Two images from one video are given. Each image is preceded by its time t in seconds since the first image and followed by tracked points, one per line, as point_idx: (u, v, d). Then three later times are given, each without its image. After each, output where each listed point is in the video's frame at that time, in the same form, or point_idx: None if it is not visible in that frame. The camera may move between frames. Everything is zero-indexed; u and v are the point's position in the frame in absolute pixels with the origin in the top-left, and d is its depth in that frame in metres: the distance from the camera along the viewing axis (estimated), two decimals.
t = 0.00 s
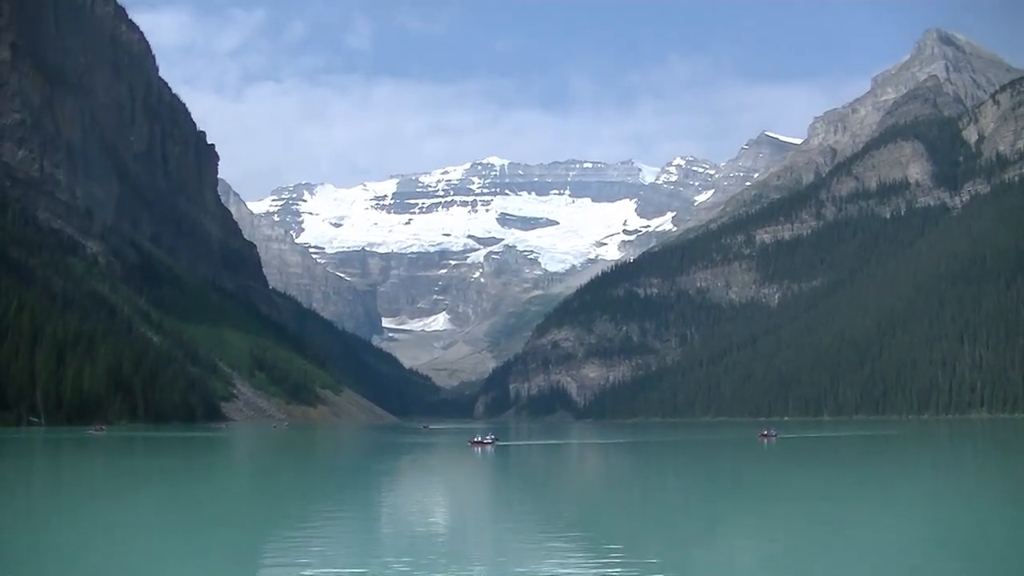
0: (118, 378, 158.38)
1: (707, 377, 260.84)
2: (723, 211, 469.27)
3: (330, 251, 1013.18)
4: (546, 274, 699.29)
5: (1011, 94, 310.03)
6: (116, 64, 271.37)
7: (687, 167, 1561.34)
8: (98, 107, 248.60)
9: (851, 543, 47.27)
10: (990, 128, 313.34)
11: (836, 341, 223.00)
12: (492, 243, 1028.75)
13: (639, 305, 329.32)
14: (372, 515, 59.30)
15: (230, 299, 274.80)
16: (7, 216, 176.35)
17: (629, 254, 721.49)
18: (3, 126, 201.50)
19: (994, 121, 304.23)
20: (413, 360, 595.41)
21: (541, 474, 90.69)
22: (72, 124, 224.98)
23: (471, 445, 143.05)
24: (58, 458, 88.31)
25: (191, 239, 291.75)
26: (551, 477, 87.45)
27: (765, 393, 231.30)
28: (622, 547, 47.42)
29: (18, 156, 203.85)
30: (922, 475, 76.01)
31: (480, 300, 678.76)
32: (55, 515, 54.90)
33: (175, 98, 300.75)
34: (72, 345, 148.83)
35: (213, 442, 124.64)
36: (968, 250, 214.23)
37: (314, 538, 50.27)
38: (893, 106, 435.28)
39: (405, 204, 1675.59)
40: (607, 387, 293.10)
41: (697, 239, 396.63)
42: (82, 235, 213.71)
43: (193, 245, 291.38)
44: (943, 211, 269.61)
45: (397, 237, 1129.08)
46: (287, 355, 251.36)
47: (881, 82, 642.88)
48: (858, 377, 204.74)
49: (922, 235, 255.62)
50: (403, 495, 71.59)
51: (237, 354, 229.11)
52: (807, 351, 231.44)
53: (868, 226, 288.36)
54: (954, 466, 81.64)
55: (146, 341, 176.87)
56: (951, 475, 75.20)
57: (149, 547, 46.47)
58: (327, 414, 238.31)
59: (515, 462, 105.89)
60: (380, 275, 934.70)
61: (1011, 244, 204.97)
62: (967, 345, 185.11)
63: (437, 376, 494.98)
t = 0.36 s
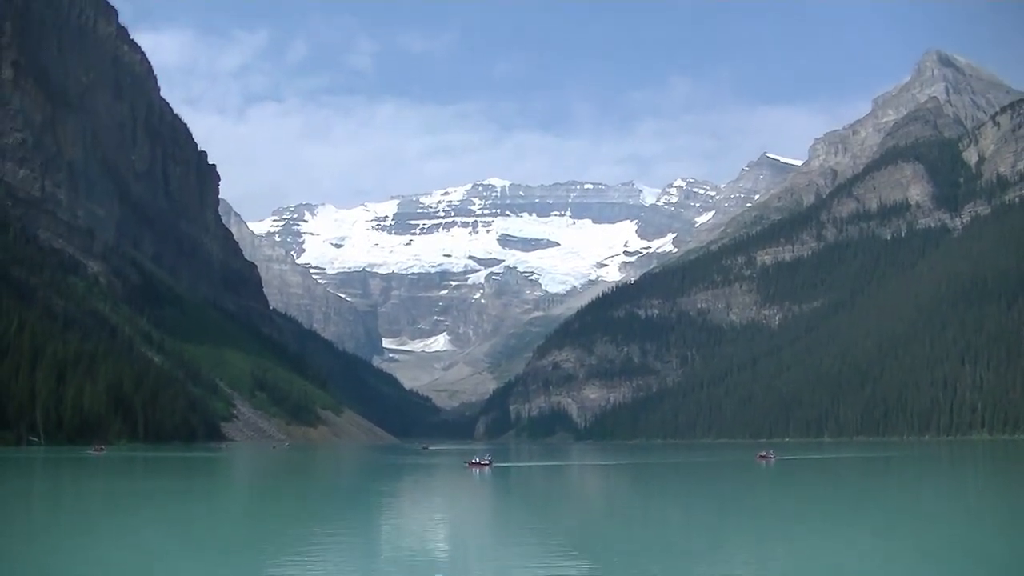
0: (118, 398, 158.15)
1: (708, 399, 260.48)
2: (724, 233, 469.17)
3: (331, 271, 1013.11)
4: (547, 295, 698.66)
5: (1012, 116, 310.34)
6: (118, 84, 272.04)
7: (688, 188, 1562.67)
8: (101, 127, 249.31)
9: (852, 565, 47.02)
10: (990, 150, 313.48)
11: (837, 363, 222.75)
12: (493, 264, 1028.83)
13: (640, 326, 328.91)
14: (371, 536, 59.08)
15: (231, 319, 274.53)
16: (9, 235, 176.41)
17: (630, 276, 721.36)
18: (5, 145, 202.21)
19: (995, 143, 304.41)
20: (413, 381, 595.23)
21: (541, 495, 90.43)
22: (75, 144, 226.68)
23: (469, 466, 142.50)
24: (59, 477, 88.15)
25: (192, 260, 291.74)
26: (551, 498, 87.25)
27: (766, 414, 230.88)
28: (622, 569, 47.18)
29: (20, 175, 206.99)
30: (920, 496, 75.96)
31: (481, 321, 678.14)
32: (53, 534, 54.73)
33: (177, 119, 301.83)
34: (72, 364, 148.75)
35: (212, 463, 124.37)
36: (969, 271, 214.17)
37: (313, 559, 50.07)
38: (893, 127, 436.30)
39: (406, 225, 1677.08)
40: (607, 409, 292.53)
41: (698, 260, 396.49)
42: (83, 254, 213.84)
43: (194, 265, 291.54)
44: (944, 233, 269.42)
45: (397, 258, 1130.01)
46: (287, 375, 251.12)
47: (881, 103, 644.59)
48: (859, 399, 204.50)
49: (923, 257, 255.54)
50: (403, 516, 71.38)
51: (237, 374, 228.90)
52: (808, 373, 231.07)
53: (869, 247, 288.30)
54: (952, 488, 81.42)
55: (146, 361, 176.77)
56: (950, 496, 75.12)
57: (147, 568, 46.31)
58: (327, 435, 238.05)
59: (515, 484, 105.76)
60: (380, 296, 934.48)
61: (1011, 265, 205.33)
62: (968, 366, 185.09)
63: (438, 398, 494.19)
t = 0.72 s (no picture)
0: (118, 416, 158.18)
1: (707, 416, 259.71)
2: (723, 250, 469.21)
3: (330, 289, 1012.27)
4: (546, 313, 697.97)
5: (1010, 132, 310.33)
6: (118, 103, 272.24)
7: (687, 205, 1562.82)
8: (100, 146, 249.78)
9: None
10: (989, 166, 313.13)
11: (836, 379, 222.56)
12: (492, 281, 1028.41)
13: (640, 343, 328.63)
14: (373, 553, 59.50)
15: (230, 337, 274.06)
16: (7, 254, 176.66)
17: (629, 293, 721.41)
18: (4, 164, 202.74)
19: (994, 159, 304.25)
20: (413, 399, 594.47)
21: (540, 514, 90.18)
22: (74, 162, 225.78)
23: (465, 484, 141.73)
24: (56, 496, 87.81)
25: (191, 278, 291.42)
26: (550, 516, 86.97)
27: (765, 430, 230.56)
28: None
29: (20, 193, 206.03)
30: (919, 513, 75.84)
31: (481, 339, 678.24)
32: (59, 553, 55.13)
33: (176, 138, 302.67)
34: (71, 383, 148.64)
35: (211, 481, 123.96)
36: (968, 286, 214.14)
37: None
38: (892, 144, 436.68)
39: (405, 243, 1676.70)
40: (606, 427, 292.03)
41: (697, 277, 396.74)
42: (82, 272, 213.93)
43: (193, 283, 291.50)
44: (943, 249, 269.34)
45: (396, 276, 1129.73)
46: (287, 393, 251.04)
47: (879, 120, 645.44)
48: (858, 415, 204.33)
49: (921, 273, 255.40)
50: (400, 535, 71.18)
51: (237, 392, 228.53)
52: (806, 389, 231.11)
53: (867, 264, 288.38)
54: (953, 505, 81.30)
55: (145, 379, 176.65)
56: (948, 513, 75.13)
57: None
58: (327, 452, 238.07)
59: (513, 501, 105.31)
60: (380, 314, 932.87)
61: (1011, 280, 205.26)
62: (967, 381, 185.04)
63: (438, 417, 493.25)
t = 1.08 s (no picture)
0: (111, 435, 157.49)
1: (702, 439, 258.95)
2: (719, 273, 469.06)
3: (325, 310, 1011.15)
4: (541, 335, 696.81)
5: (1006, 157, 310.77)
6: (115, 121, 272.15)
7: (683, 228, 1563.53)
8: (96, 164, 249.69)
9: None
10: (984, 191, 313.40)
11: (832, 403, 222.18)
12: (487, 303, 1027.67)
13: (635, 366, 328.09)
14: None
15: (224, 357, 273.28)
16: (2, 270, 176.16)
17: (624, 316, 720.72)
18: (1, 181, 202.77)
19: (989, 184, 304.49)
20: (407, 420, 593.18)
21: (535, 537, 89.46)
22: (70, 181, 226.03)
23: (457, 506, 140.86)
24: (49, 516, 86.95)
25: (186, 297, 291.30)
26: (544, 538, 86.48)
27: (760, 454, 229.87)
28: None
29: (15, 212, 206.79)
30: (913, 538, 75.34)
31: (475, 361, 676.94)
32: None
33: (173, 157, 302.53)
34: (64, 401, 148.00)
35: (202, 501, 123.33)
36: (964, 311, 214.04)
37: None
38: (888, 168, 437.08)
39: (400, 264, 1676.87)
40: (601, 450, 291.16)
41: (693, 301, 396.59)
42: (77, 290, 213.46)
43: (188, 303, 290.71)
44: (938, 273, 269.32)
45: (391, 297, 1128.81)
46: (281, 414, 250.18)
47: (875, 144, 646.37)
48: (853, 440, 203.96)
49: (917, 297, 255.21)
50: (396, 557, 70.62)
51: (231, 412, 227.56)
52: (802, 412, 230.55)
53: (862, 288, 288.37)
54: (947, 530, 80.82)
55: (139, 398, 175.93)
56: (943, 540, 74.60)
57: None
58: (320, 474, 237.21)
59: (508, 524, 104.76)
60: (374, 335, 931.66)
61: (1007, 305, 205.10)
62: (962, 406, 184.86)
63: (432, 438, 491.52)
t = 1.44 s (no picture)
0: (109, 460, 157.16)
1: (702, 460, 258.34)
2: (717, 294, 468.61)
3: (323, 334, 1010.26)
4: (539, 358, 695.73)
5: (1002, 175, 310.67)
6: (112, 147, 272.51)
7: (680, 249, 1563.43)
8: (94, 190, 250.18)
9: None
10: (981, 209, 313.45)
11: (831, 423, 221.82)
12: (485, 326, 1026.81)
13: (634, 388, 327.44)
14: None
15: (222, 382, 273.34)
16: None
17: (622, 337, 719.53)
18: None
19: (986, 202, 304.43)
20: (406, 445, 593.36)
21: (535, 561, 88.97)
22: (68, 208, 228.28)
23: (454, 530, 140.15)
24: (50, 542, 87.57)
25: (183, 323, 290.93)
26: (543, 562, 85.96)
27: (760, 474, 229.30)
28: None
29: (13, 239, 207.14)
30: (909, 558, 74.74)
31: (473, 384, 675.53)
32: None
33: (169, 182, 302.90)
34: (62, 428, 147.81)
35: (200, 527, 122.85)
36: (962, 330, 213.92)
37: None
38: (884, 188, 438.87)
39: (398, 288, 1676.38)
40: (600, 472, 290.38)
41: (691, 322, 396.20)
42: (75, 316, 213.46)
43: (185, 328, 290.40)
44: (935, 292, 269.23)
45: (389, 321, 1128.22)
46: (279, 439, 249.67)
47: (871, 163, 646.46)
48: (852, 460, 203.61)
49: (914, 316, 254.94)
50: None
51: (229, 437, 226.99)
52: (802, 433, 230.25)
53: (860, 308, 288.19)
54: (946, 549, 80.14)
55: (138, 424, 175.61)
56: (942, 558, 74.01)
57: None
58: (319, 498, 236.49)
59: (507, 548, 104.18)
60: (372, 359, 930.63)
61: (1004, 323, 204.94)
62: (961, 425, 184.68)
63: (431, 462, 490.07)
